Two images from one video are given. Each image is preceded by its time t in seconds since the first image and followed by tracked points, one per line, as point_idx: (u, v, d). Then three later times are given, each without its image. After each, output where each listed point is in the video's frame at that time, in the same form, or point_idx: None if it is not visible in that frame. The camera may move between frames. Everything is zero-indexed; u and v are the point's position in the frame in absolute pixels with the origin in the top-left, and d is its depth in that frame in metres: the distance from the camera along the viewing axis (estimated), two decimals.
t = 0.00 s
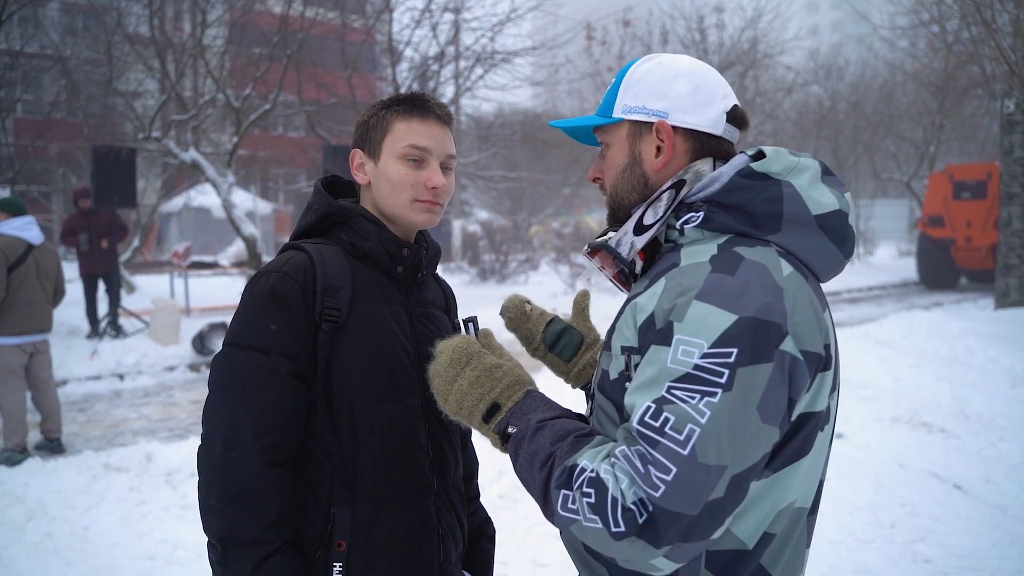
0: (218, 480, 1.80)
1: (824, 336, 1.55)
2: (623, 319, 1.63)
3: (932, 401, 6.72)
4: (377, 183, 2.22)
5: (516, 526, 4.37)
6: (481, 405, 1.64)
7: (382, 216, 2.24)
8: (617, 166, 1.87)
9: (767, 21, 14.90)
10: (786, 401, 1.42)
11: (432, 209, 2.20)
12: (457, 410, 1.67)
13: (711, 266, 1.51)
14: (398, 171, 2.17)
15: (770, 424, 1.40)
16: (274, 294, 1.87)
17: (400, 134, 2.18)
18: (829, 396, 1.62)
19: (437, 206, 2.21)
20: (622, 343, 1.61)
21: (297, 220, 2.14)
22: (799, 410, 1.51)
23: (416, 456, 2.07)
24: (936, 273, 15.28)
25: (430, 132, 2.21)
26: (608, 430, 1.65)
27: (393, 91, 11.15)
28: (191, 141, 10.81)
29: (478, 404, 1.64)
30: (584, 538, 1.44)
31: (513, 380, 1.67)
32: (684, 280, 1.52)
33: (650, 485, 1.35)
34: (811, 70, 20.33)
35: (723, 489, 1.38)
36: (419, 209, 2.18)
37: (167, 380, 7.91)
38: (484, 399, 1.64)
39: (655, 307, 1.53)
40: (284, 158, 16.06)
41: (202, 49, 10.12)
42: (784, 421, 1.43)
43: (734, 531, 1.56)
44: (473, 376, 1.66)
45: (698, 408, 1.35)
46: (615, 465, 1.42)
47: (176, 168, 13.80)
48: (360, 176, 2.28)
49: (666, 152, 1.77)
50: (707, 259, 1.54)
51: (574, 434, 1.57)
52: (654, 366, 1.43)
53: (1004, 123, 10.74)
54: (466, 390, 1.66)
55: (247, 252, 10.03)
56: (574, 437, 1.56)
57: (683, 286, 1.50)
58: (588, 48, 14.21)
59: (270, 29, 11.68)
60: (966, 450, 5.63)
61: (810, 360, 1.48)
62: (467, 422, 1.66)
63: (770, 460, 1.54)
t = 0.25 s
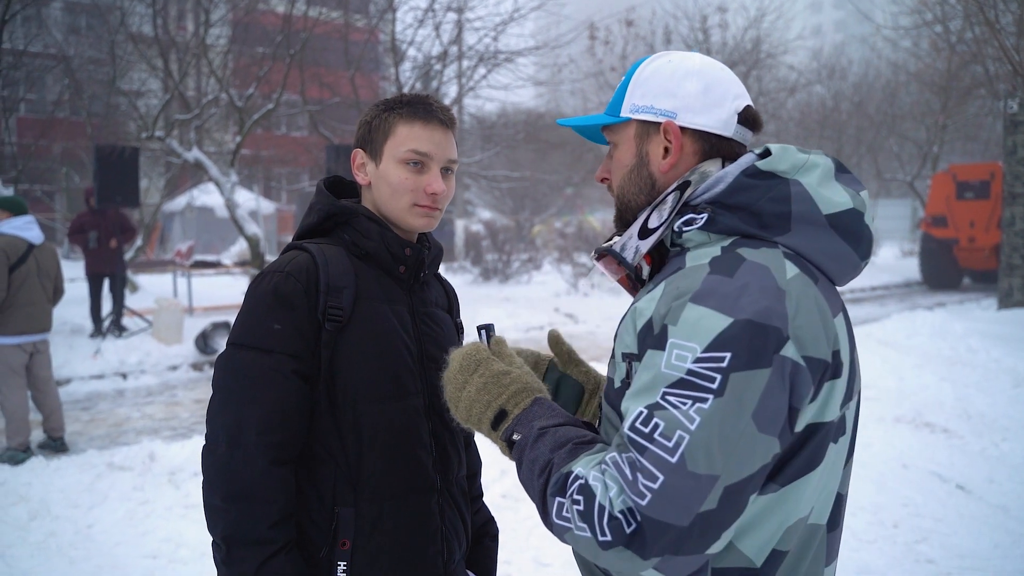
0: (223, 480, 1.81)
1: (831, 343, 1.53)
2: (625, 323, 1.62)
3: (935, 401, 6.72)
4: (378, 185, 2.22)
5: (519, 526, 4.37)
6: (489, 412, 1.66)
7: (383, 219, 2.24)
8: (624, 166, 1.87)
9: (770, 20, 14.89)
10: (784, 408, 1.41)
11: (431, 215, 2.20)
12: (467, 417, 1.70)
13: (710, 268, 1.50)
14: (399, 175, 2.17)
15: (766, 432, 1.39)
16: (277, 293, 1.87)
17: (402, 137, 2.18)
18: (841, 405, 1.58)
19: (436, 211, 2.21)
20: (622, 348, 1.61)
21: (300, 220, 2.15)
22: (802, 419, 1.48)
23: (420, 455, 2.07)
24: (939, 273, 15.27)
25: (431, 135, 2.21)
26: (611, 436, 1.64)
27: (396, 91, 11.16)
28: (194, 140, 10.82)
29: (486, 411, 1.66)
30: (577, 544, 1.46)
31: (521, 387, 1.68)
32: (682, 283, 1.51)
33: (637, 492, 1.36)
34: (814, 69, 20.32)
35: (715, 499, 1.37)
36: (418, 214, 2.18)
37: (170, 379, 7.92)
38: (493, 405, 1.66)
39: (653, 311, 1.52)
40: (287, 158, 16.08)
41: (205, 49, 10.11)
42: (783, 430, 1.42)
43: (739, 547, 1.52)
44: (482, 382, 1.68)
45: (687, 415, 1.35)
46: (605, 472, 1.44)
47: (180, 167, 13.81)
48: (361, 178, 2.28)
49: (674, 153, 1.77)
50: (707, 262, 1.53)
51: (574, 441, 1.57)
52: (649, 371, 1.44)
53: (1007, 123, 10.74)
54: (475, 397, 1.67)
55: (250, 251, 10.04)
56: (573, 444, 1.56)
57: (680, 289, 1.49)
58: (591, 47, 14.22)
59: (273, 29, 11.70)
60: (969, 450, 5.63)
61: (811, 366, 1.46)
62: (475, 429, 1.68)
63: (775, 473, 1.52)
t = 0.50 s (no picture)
0: (222, 480, 1.81)
1: (846, 348, 1.53)
2: (635, 323, 1.61)
3: (937, 401, 6.72)
4: (377, 185, 2.22)
5: (520, 526, 4.37)
6: (492, 418, 1.66)
7: (382, 218, 2.24)
8: (642, 160, 1.87)
9: (773, 20, 14.88)
10: (794, 413, 1.40)
11: (430, 213, 2.20)
12: (471, 426, 1.70)
13: (722, 269, 1.50)
14: (398, 174, 2.17)
15: (775, 438, 1.38)
16: (276, 293, 1.88)
17: (401, 137, 2.19)
18: (853, 410, 1.59)
19: (435, 209, 2.21)
20: (631, 349, 1.60)
21: (300, 220, 2.15)
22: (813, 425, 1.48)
23: (419, 455, 2.07)
24: (940, 273, 15.27)
25: (431, 135, 2.22)
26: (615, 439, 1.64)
27: (399, 90, 11.17)
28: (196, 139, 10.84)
29: (489, 417, 1.66)
30: (576, 545, 1.47)
31: (522, 391, 1.68)
32: (696, 283, 1.50)
33: (640, 494, 1.37)
34: (816, 69, 20.32)
35: (719, 504, 1.37)
36: (418, 212, 2.18)
37: (171, 378, 7.92)
38: (494, 411, 1.66)
39: (665, 311, 1.52)
40: (289, 157, 16.09)
41: (207, 48, 10.11)
42: (792, 436, 1.41)
43: (746, 552, 1.51)
44: (484, 388, 1.69)
45: (694, 416, 1.35)
46: (610, 474, 1.44)
47: (182, 167, 13.83)
48: (361, 177, 2.28)
49: (696, 151, 1.77)
50: (719, 263, 1.53)
51: (576, 443, 1.57)
52: (657, 371, 1.44)
53: (1009, 123, 10.72)
54: (478, 404, 1.68)
55: (252, 250, 10.05)
56: (575, 447, 1.56)
57: (693, 289, 1.49)
58: (593, 47, 14.22)
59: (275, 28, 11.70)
60: (971, 450, 5.63)
61: (825, 372, 1.46)
62: (482, 438, 1.68)
63: (786, 478, 1.52)
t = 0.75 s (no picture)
0: (219, 479, 1.81)
1: (859, 345, 1.56)
2: (647, 323, 1.59)
3: (938, 401, 6.72)
4: (377, 185, 2.22)
5: (521, 526, 4.37)
6: (496, 419, 1.66)
7: (382, 218, 2.25)
8: (647, 158, 1.84)
9: (774, 20, 14.87)
10: (813, 409, 1.42)
11: (429, 214, 2.20)
12: (472, 430, 1.69)
13: (740, 269, 1.51)
14: (398, 174, 2.18)
15: (795, 433, 1.40)
16: (274, 293, 1.88)
17: (401, 137, 2.19)
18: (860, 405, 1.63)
19: (435, 210, 2.22)
20: (642, 350, 1.58)
21: (300, 220, 2.15)
22: (834, 420, 1.51)
23: (417, 455, 2.07)
24: (941, 273, 15.28)
25: (430, 135, 2.22)
26: (624, 440, 1.64)
27: (400, 90, 11.17)
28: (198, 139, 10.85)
29: (493, 418, 1.66)
30: (593, 543, 1.45)
31: (525, 392, 1.68)
32: (715, 282, 1.50)
33: (665, 488, 1.36)
34: (817, 69, 20.32)
35: (741, 499, 1.38)
36: (417, 213, 2.19)
37: (172, 377, 7.93)
38: (499, 412, 1.66)
39: (683, 310, 1.50)
40: (290, 157, 16.10)
41: (208, 48, 10.10)
42: (812, 432, 1.43)
43: (762, 547, 1.51)
44: (487, 389, 1.69)
45: (719, 412, 1.35)
46: (629, 470, 1.43)
47: (183, 166, 13.85)
48: (360, 178, 2.28)
49: (705, 151, 1.77)
50: (736, 262, 1.54)
51: (585, 443, 1.57)
52: (678, 368, 1.43)
53: (1010, 123, 10.71)
54: (481, 405, 1.68)
55: (253, 250, 10.06)
56: (585, 446, 1.56)
57: (712, 288, 1.49)
58: (594, 46, 14.23)
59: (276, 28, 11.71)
60: (971, 450, 5.63)
61: (841, 368, 1.49)
62: (483, 441, 1.68)
63: (802, 472, 1.53)
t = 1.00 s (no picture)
0: (219, 479, 1.81)
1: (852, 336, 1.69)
2: (666, 315, 1.63)
3: (937, 401, 6.72)
4: (377, 185, 2.23)
5: (521, 525, 4.37)
6: (499, 404, 1.66)
7: (381, 218, 2.25)
8: (652, 158, 1.85)
9: (774, 20, 14.86)
10: (832, 392, 1.49)
11: (428, 214, 2.20)
12: (469, 419, 1.67)
13: (762, 262, 1.56)
14: (398, 174, 2.18)
15: (819, 414, 1.45)
16: (273, 293, 1.88)
17: (401, 137, 2.19)
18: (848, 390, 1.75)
19: (434, 210, 2.21)
20: (662, 340, 1.61)
21: (299, 220, 2.16)
22: (847, 397, 1.60)
23: (417, 454, 2.08)
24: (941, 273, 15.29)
25: (430, 135, 2.22)
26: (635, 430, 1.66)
27: (400, 90, 11.18)
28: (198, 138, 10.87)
29: (495, 403, 1.66)
30: (628, 528, 1.41)
31: (529, 379, 1.70)
32: (740, 274, 1.55)
33: (708, 468, 1.36)
34: (817, 69, 20.32)
35: (774, 477, 1.41)
36: (416, 213, 2.19)
37: (172, 377, 7.93)
38: (503, 398, 1.66)
39: (708, 300, 1.55)
40: (291, 157, 16.12)
41: (209, 48, 10.10)
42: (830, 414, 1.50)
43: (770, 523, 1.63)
44: (490, 375, 1.68)
45: (759, 393, 1.38)
46: (666, 452, 1.41)
47: (184, 166, 13.85)
48: (360, 178, 2.28)
49: (711, 152, 1.81)
50: (755, 256, 1.59)
51: (602, 429, 1.57)
52: (710, 355, 1.45)
53: (1010, 123, 10.70)
54: (483, 392, 1.66)
55: (254, 249, 10.06)
56: (604, 432, 1.56)
57: (738, 280, 1.53)
58: (595, 46, 14.23)
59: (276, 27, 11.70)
60: (971, 450, 5.63)
61: (851, 354, 1.58)
62: (480, 430, 1.66)
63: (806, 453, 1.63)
